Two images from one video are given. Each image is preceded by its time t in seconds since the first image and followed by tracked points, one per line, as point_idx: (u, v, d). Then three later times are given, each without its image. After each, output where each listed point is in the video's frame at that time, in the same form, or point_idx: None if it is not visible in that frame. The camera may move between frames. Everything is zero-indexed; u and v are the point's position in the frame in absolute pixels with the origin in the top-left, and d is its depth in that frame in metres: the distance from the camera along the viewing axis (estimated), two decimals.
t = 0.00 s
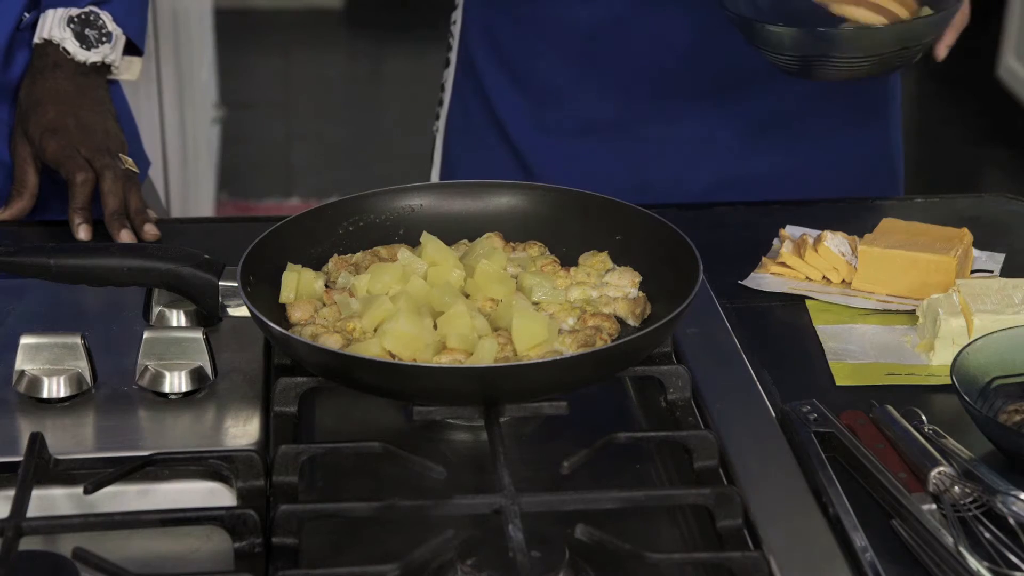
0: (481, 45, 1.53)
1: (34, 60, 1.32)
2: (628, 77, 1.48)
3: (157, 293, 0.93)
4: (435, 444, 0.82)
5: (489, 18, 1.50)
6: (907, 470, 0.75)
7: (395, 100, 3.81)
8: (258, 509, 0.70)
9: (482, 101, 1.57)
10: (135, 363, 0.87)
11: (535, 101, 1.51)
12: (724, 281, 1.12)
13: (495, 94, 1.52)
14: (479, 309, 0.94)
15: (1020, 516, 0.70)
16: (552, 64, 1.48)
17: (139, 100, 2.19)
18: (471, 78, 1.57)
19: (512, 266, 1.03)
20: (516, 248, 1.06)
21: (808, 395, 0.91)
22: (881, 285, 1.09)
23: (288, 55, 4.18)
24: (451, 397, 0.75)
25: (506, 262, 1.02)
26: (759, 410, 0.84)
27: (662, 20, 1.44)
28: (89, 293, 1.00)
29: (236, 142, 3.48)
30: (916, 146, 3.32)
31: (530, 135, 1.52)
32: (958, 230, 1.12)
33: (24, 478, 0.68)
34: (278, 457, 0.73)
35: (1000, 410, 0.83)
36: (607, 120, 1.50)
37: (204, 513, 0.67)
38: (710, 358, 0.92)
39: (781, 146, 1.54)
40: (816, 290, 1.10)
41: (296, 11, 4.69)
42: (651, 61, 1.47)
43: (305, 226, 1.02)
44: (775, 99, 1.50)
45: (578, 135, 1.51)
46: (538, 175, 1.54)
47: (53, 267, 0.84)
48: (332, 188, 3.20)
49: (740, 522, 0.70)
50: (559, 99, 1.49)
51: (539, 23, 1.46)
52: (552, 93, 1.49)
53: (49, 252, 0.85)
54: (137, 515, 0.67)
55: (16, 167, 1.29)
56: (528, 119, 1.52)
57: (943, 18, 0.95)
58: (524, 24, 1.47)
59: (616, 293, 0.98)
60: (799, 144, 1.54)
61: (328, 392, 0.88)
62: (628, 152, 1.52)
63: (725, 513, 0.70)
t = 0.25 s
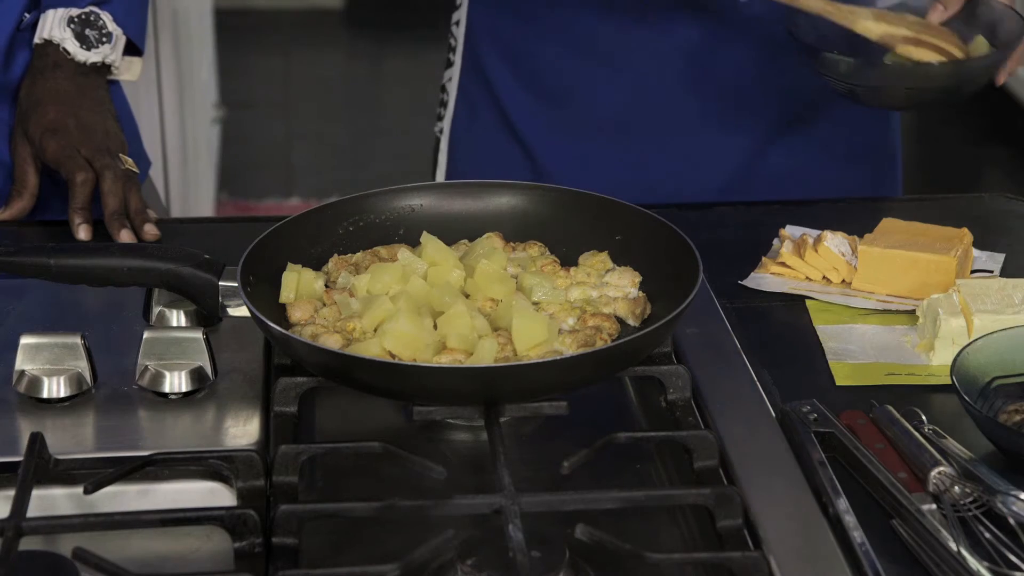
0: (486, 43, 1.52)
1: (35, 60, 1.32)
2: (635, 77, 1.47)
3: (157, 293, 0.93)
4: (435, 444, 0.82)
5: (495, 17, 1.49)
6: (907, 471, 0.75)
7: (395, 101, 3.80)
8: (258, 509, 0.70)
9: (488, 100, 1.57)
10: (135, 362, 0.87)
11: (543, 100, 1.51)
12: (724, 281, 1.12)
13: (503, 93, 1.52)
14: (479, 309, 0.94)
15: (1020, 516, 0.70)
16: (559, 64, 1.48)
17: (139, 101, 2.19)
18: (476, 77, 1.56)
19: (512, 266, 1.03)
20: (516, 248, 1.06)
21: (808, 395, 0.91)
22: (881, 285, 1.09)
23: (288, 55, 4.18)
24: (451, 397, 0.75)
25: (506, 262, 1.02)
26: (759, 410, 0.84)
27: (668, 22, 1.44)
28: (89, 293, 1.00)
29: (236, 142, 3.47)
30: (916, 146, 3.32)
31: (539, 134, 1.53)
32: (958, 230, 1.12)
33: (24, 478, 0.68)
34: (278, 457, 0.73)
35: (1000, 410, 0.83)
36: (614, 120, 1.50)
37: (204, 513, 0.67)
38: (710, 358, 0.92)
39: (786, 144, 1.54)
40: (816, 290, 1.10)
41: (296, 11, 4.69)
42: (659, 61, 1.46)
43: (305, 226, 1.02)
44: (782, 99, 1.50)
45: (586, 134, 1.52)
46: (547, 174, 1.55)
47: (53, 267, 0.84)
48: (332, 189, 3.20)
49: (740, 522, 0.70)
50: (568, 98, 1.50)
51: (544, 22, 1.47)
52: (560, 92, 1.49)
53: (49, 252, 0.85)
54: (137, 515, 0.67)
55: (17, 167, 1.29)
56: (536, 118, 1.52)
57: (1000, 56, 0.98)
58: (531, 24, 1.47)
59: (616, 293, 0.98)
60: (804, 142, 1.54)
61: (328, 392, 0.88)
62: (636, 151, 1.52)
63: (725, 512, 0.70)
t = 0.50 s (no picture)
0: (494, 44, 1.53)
1: (35, 60, 1.32)
2: (645, 74, 1.48)
3: (157, 293, 0.93)
4: (435, 445, 0.82)
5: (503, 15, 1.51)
6: (907, 471, 0.76)
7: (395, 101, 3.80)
8: (257, 509, 0.70)
9: (496, 101, 1.56)
10: (135, 363, 0.87)
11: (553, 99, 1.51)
12: (724, 281, 1.12)
13: (512, 92, 1.52)
14: (479, 309, 0.94)
15: (1020, 516, 0.70)
16: (568, 61, 1.48)
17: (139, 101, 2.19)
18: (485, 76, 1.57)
19: (512, 266, 1.03)
20: (516, 248, 1.06)
21: (809, 395, 0.91)
22: (881, 285, 1.09)
23: (288, 55, 4.18)
24: (451, 398, 0.75)
25: (506, 262, 1.02)
26: (759, 410, 0.84)
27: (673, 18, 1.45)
28: (89, 293, 1.00)
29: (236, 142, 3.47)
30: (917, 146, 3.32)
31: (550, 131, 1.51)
32: (958, 230, 1.12)
33: (24, 478, 0.68)
34: (278, 457, 0.73)
35: (1000, 410, 0.83)
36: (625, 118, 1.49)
37: (204, 513, 0.67)
38: (711, 358, 0.92)
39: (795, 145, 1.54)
40: (816, 290, 1.10)
41: (296, 11, 4.69)
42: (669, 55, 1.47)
43: (305, 226, 1.02)
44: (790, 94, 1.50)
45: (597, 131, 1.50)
46: (558, 173, 1.53)
47: (53, 267, 0.84)
48: (332, 189, 3.20)
49: (740, 522, 0.70)
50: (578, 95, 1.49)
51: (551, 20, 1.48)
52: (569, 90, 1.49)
53: (49, 252, 0.85)
54: (137, 514, 0.67)
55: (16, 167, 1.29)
56: (546, 115, 1.51)
57: None
58: (540, 21, 1.48)
59: (616, 293, 0.98)
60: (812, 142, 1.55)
61: (328, 392, 0.88)
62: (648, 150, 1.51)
63: (725, 512, 0.70)
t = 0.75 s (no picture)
0: (500, 46, 1.50)
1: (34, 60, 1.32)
2: (648, 76, 1.47)
3: (157, 293, 0.93)
4: (436, 445, 0.82)
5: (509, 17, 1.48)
6: (906, 471, 0.76)
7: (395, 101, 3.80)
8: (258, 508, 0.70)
9: (503, 103, 1.55)
10: (135, 363, 0.87)
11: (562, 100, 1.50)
12: (724, 281, 1.12)
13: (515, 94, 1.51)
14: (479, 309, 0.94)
15: (1020, 516, 0.70)
16: (577, 63, 1.47)
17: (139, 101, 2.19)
18: (490, 80, 1.54)
19: (512, 266, 1.03)
20: (516, 248, 1.06)
21: (809, 395, 0.90)
22: (881, 285, 1.09)
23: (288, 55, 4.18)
24: (451, 398, 0.75)
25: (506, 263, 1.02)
26: (759, 409, 0.84)
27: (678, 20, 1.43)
28: (89, 293, 1.00)
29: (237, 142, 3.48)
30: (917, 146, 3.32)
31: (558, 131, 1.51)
32: (958, 230, 1.12)
33: (24, 478, 0.69)
34: (278, 457, 0.73)
35: (1000, 410, 0.83)
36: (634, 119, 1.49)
37: (204, 513, 0.67)
38: (711, 358, 0.92)
39: (802, 143, 1.54)
40: (816, 290, 1.10)
41: (296, 11, 4.69)
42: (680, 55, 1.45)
43: (305, 226, 1.02)
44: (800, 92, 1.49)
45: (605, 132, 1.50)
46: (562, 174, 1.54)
47: (52, 267, 0.84)
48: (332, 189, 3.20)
49: (740, 522, 0.70)
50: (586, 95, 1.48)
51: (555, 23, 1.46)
52: (578, 91, 1.48)
53: (48, 252, 0.85)
54: (137, 515, 0.67)
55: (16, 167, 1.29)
56: (554, 117, 1.51)
57: None
58: (548, 24, 1.46)
59: (616, 293, 0.98)
60: (818, 140, 1.54)
61: (328, 392, 0.88)
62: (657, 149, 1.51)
63: (725, 512, 0.70)
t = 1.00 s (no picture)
0: (499, 49, 1.51)
1: (34, 61, 1.32)
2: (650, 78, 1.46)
3: (157, 292, 0.93)
4: (435, 445, 0.82)
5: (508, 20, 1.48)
6: (907, 470, 0.76)
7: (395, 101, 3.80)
8: (258, 508, 0.70)
9: (503, 105, 1.55)
10: (135, 363, 0.87)
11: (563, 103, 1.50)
12: (724, 281, 1.12)
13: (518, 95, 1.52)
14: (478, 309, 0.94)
15: (1020, 516, 0.70)
16: (577, 66, 1.47)
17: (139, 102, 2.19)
18: (491, 83, 1.55)
19: (512, 266, 1.03)
20: (516, 248, 1.06)
21: (809, 395, 0.90)
22: (881, 285, 1.09)
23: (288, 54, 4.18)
24: (452, 398, 0.75)
25: (506, 263, 1.02)
26: (759, 409, 0.84)
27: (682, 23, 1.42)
28: (89, 292, 1.00)
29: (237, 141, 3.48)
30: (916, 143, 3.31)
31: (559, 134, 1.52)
32: (958, 230, 1.12)
33: (24, 478, 0.69)
34: (278, 457, 0.73)
35: (1000, 410, 0.83)
36: (635, 121, 1.49)
37: (204, 513, 0.67)
38: (711, 358, 0.92)
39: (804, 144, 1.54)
40: (816, 290, 1.10)
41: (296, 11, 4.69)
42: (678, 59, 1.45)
43: (304, 226, 1.02)
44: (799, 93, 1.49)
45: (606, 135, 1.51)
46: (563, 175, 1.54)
47: (53, 267, 0.84)
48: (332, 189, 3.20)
49: (740, 522, 0.70)
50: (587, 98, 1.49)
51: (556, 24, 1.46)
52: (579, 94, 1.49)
53: (48, 252, 0.85)
54: (137, 515, 0.67)
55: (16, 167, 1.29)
56: (556, 118, 1.51)
57: None
58: (549, 25, 1.46)
59: (616, 293, 0.98)
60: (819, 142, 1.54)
61: (328, 392, 0.88)
62: (658, 152, 1.51)
63: (724, 512, 0.70)
